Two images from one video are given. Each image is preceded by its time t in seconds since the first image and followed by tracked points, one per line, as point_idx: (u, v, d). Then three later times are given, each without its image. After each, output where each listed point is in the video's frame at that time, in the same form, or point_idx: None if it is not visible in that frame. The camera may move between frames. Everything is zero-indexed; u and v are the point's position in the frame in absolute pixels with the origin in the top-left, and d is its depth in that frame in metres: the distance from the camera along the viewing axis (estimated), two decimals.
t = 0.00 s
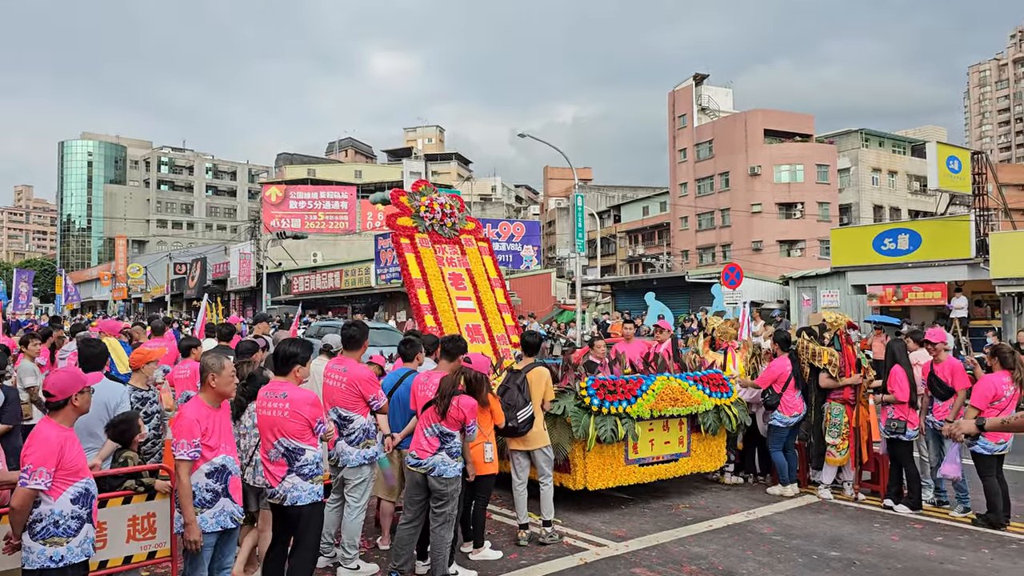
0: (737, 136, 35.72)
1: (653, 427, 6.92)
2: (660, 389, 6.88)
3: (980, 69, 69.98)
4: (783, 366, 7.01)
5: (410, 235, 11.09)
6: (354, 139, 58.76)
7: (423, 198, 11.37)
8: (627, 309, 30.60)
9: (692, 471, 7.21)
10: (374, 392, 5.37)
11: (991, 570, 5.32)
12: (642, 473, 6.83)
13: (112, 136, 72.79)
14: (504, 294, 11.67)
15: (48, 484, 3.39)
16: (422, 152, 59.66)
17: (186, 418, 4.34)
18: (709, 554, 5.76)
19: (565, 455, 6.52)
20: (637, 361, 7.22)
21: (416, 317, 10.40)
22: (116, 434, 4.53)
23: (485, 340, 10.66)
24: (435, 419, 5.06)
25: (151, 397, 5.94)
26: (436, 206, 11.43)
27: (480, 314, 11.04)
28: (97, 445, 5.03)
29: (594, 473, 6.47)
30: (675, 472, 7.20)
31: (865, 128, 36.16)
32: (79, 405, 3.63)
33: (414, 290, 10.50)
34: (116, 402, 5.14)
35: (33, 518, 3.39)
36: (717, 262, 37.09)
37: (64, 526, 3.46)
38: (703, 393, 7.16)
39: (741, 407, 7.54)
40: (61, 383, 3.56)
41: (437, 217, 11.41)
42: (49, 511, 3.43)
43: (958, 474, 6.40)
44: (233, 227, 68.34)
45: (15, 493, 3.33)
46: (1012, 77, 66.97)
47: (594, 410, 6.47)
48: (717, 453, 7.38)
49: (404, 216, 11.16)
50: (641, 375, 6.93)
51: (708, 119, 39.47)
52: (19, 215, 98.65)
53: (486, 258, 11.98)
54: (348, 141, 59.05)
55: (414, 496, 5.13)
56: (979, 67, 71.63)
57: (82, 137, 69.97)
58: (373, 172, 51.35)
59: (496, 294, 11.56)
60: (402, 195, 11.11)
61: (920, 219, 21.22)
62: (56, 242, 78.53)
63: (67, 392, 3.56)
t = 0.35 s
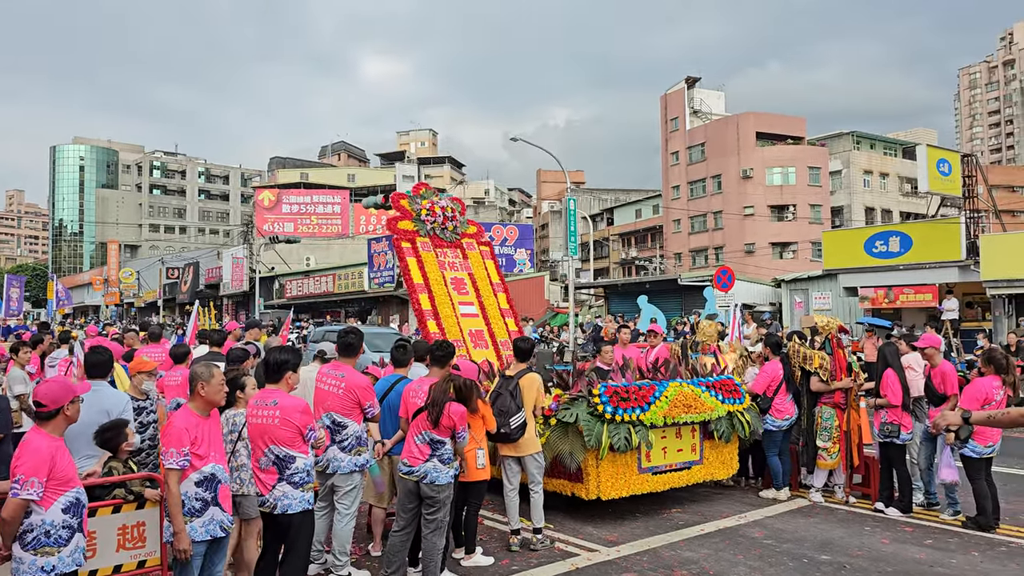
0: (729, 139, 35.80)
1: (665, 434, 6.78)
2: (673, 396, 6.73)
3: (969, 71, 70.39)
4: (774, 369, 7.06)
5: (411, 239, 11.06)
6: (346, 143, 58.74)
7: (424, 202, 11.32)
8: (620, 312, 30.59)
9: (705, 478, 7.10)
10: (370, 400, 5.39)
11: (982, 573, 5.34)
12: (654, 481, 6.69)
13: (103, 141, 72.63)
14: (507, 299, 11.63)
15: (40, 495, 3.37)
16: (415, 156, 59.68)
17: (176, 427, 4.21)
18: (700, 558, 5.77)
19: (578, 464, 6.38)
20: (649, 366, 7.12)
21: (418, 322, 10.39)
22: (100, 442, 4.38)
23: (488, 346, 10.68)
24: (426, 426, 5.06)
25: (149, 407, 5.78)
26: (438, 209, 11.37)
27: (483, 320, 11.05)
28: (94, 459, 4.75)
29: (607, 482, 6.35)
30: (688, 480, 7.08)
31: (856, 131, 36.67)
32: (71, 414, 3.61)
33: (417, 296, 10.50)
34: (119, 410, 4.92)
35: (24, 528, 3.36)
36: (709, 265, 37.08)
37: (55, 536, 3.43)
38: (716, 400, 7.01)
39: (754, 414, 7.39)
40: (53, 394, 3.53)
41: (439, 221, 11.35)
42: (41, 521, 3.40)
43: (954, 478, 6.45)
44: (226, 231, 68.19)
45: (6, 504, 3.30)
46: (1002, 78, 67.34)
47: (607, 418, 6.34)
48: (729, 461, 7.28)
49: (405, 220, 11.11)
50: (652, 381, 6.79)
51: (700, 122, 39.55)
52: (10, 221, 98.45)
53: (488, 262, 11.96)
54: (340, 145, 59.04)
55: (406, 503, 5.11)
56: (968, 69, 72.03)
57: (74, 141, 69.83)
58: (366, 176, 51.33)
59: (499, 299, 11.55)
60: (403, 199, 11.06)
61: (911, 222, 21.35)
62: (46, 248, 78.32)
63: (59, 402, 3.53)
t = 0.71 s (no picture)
0: (719, 143, 35.99)
1: (679, 440, 6.62)
2: (687, 401, 6.65)
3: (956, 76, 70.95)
4: (765, 373, 7.30)
5: (412, 241, 10.95)
6: (336, 147, 58.67)
7: (425, 203, 11.20)
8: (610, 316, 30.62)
9: (717, 485, 6.90)
10: (363, 404, 5.41)
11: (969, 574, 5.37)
12: (668, 490, 6.50)
13: (92, 144, 72.25)
14: (508, 302, 11.55)
15: (36, 499, 3.33)
16: (405, 159, 59.68)
17: (165, 431, 4.17)
18: (689, 562, 5.78)
19: (591, 472, 6.20)
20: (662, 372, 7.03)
21: (421, 326, 10.31)
22: (86, 447, 4.39)
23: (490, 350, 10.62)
24: (413, 431, 5.04)
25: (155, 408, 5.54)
26: (439, 211, 11.24)
27: (485, 323, 10.97)
28: (87, 463, 4.70)
29: (621, 490, 6.16)
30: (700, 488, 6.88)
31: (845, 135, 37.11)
32: (62, 418, 3.59)
33: (419, 298, 10.41)
34: (112, 415, 4.88)
35: (16, 534, 3.32)
36: (699, 268, 37.19)
37: (47, 541, 3.40)
38: (730, 404, 6.90)
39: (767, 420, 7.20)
40: (45, 398, 3.51)
41: (440, 222, 11.23)
42: (33, 526, 3.37)
43: (951, 483, 6.47)
44: (215, 235, 67.86)
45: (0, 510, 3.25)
46: (989, 83, 67.99)
47: (622, 425, 6.16)
48: (742, 468, 7.09)
49: (406, 221, 11.00)
50: (666, 388, 6.68)
51: (689, 126, 39.76)
52: None
53: (490, 265, 11.87)
54: (330, 148, 58.96)
55: (395, 506, 5.08)
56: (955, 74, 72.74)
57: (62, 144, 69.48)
58: (356, 179, 51.26)
59: (501, 302, 11.46)
60: (403, 200, 10.95)
61: (898, 226, 21.39)
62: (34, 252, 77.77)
63: (53, 406, 3.52)
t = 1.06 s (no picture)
0: (708, 144, 36.16)
1: (695, 443, 6.51)
2: (703, 403, 6.50)
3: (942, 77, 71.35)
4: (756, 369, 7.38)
5: (414, 239, 10.55)
6: (326, 146, 58.48)
7: (425, 200, 10.85)
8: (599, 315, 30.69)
9: (730, 489, 6.81)
10: (350, 403, 5.38)
11: (956, 572, 5.41)
12: (684, 493, 6.40)
13: (79, 142, 71.70)
14: (511, 302, 11.21)
15: (24, 500, 3.30)
16: (394, 159, 59.57)
17: (152, 431, 4.13)
18: (678, 560, 5.80)
19: (607, 475, 6.08)
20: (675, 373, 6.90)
21: (424, 325, 9.95)
22: (72, 449, 4.24)
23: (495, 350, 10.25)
24: (395, 431, 5.04)
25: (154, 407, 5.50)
26: (440, 208, 10.89)
27: (488, 322, 10.61)
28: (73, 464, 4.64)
29: (635, 495, 6.05)
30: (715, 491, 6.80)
31: (832, 135, 37.37)
32: (48, 418, 3.57)
33: (421, 297, 10.04)
34: (98, 415, 4.85)
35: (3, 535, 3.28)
36: (688, 268, 37.30)
37: (35, 542, 3.37)
38: (745, 406, 6.80)
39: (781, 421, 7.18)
40: (31, 398, 3.48)
41: (441, 220, 10.88)
42: (21, 527, 3.33)
43: (928, 482, 6.54)
44: (203, 234, 67.49)
45: None
46: (975, 85, 68.43)
47: (638, 427, 6.04)
48: (756, 471, 7.07)
49: (407, 219, 10.63)
50: (682, 388, 6.54)
51: (678, 126, 39.92)
52: None
53: (492, 262, 11.48)
54: (319, 147, 58.78)
55: (382, 505, 5.06)
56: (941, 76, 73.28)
57: (48, 143, 68.91)
58: (345, 179, 51.14)
59: (504, 301, 11.10)
60: (403, 197, 10.58)
61: (888, 225, 21.50)
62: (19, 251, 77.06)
63: (38, 405, 3.49)
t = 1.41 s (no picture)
0: (698, 141, 36.25)
1: (714, 443, 6.37)
2: (722, 403, 6.41)
3: (930, 75, 71.80)
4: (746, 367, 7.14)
5: (417, 234, 10.03)
6: (315, 143, 58.26)
7: (428, 194, 10.32)
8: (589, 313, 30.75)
9: (749, 490, 6.68)
10: (334, 400, 5.31)
11: (944, 567, 5.46)
12: (702, 495, 6.26)
13: (66, 140, 71.15)
14: (517, 299, 10.70)
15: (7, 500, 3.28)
16: (384, 156, 59.40)
17: (139, 430, 4.10)
18: (668, 557, 5.83)
19: (625, 478, 5.89)
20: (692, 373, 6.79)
21: (427, 324, 9.42)
22: (56, 451, 4.21)
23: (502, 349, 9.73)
24: (388, 430, 5.04)
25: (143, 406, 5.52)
26: (443, 202, 10.38)
27: (494, 321, 10.10)
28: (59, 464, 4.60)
29: (655, 497, 5.88)
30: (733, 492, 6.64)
31: (821, 133, 37.16)
32: (30, 418, 3.54)
33: (425, 295, 9.53)
34: (82, 415, 4.84)
35: None
36: (678, 265, 37.42)
37: (19, 542, 3.35)
38: (764, 405, 6.71)
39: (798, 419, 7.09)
40: (14, 397, 3.46)
41: (445, 215, 10.36)
42: (5, 527, 3.31)
43: (913, 477, 6.60)
44: (192, 232, 67.09)
45: None
46: (963, 83, 68.89)
47: (657, 428, 5.90)
48: (775, 471, 6.89)
49: (410, 214, 10.11)
50: (701, 387, 6.43)
51: (668, 124, 40.00)
52: None
53: (497, 259, 10.96)
54: (308, 145, 58.53)
55: (375, 503, 5.06)
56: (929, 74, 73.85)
57: (35, 141, 68.28)
58: (335, 176, 50.95)
59: (509, 298, 10.61)
60: (406, 191, 10.10)
61: (877, 222, 21.66)
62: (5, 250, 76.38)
63: (21, 405, 3.47)
